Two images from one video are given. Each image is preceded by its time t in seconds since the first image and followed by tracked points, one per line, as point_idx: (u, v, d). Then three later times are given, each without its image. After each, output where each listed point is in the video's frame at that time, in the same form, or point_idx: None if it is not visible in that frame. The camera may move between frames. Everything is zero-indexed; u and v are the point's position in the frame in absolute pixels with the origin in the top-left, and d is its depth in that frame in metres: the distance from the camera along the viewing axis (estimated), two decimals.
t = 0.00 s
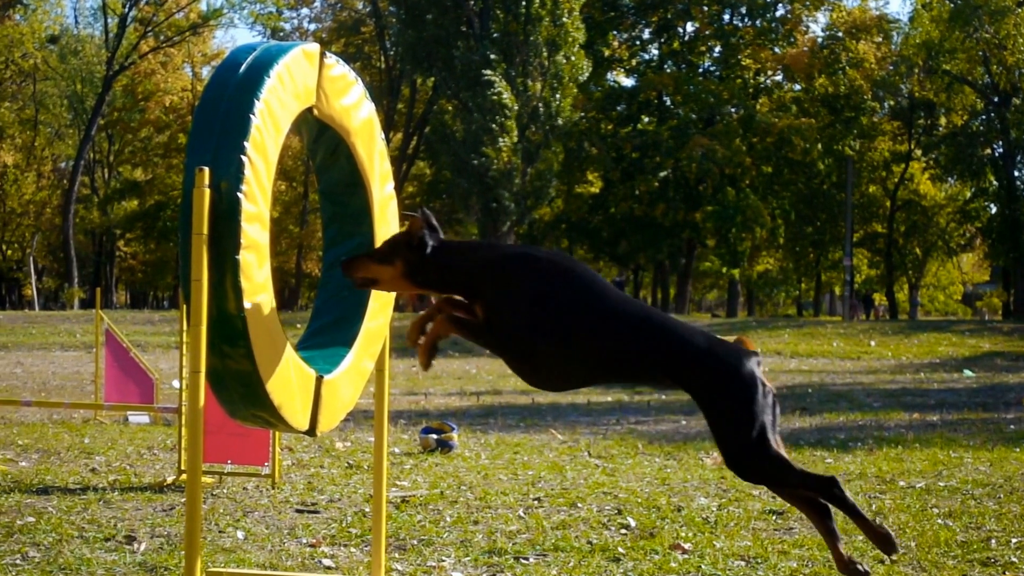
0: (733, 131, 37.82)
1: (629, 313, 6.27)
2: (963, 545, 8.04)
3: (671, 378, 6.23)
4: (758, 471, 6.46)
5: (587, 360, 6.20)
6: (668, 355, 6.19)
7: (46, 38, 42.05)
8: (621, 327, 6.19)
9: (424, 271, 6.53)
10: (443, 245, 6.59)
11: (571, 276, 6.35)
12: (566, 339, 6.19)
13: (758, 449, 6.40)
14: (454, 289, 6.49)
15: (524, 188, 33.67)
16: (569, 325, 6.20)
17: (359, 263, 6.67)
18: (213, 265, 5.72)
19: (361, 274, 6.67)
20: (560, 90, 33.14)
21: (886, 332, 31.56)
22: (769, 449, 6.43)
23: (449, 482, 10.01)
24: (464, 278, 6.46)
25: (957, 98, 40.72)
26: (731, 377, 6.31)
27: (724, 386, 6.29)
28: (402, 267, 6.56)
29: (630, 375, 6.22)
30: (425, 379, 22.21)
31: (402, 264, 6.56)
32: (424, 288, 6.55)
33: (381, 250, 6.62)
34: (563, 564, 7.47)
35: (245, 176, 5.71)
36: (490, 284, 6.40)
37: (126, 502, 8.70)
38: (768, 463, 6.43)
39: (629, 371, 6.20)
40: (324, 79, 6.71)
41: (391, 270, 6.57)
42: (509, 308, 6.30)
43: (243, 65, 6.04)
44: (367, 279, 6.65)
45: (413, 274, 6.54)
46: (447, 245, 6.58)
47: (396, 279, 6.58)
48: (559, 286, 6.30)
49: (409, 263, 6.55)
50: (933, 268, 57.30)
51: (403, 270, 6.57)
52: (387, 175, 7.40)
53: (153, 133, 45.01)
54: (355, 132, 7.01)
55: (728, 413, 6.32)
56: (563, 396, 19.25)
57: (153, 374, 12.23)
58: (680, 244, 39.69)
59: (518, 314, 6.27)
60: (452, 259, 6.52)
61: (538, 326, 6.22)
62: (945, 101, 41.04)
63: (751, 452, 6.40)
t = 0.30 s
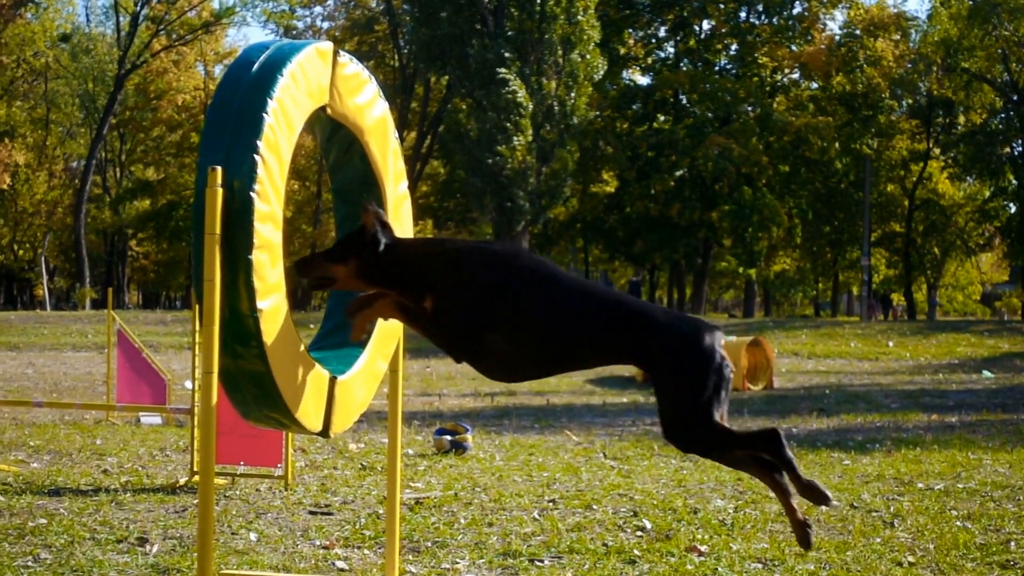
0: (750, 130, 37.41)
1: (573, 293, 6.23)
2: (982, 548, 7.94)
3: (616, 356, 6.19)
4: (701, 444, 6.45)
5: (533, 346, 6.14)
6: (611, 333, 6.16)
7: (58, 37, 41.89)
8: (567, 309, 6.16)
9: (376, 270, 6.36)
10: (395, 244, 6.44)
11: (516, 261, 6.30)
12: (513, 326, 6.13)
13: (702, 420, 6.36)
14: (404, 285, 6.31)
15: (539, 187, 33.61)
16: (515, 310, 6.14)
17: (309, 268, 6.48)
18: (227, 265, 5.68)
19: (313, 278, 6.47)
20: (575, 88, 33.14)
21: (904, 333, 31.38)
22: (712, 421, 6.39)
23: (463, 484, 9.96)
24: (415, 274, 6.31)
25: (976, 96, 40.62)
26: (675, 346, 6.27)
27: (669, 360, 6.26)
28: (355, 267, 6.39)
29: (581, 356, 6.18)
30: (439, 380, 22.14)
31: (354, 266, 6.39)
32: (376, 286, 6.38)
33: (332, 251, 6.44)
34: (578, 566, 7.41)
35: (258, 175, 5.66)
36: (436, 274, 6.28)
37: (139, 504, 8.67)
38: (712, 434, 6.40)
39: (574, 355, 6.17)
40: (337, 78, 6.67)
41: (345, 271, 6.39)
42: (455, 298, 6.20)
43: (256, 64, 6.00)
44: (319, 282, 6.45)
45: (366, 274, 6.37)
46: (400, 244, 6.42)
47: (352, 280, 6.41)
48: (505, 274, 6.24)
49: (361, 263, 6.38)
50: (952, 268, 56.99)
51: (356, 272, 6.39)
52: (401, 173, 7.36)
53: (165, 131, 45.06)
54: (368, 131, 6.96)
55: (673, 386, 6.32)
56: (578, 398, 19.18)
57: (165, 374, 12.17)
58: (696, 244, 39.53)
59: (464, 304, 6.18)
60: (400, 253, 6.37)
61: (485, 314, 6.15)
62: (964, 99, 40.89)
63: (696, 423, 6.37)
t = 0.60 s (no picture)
0: (768, 129, 37.57)
1: (506, 273, 5.94)
2: (1005, 550, 7.84)
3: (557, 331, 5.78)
4: (646, 416, 5.80)
5: (468, 325, 5.82)
6: (545, 306, 5.80)
7: (73, 35, 42.45)
8: (498, 287, 5.88)
9: (326, 269, 6.24)
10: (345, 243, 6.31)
11: (453, 249, 6.08)
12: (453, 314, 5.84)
13: (641, 379, 5.72)
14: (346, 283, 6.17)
15: (556, 186, 33.51)
16: (450, 296, 5.89)
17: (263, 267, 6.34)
18: (242, 265, 5.63)
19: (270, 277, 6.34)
20: (592, 86, 33.04)
21: (926, 333, 31.22)
22: (655, 387, 5.74)
23: (480, 485, 9.91)
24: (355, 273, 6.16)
25: (997, 94, 40.98)
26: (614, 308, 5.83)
27: (604, 321, 5.80)
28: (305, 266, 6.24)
29: (520, 339, 5.82)
30: (456, 380, 22.10)
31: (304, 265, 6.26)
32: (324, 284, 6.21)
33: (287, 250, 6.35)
34: (596, 568, 7.33)
35: (274, 175, 5.62)
36: (374, 270, 6.10)
37: (154, 505, 8.64)
38: (653, 398, 5.73)
39: (512, 331, 5.79)
40: (353, 76, 6.61)
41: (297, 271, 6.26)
42: (392, 291, 6.03)
43: (272, 62, 5.95)
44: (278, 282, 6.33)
45: (315, 273, 6.23)
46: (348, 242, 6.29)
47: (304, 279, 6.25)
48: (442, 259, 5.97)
49: (311, 262, 6.25)
50: (972, 268, 56.70)
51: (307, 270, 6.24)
52: (418, 173, 7.31)
53: (180, 131, 45.20)
54: (385, 130, 6.91)
55: (610, 344, 5.78)
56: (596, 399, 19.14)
57: (182, 376, 12.14)
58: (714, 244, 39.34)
59: (399, 293, 5.99)
60: (349, 251, 6.24)
61: (421, 302, 5.94)
62: (985, 98, 41.11)
63: (635, 386, 5.73)
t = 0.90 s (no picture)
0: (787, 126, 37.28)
1: (456, 268, 6.04)
2: None
3: (505, 321, 5.87)
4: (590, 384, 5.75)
5: (428, 318, 5.93)
6: (499, 299, 5.88)
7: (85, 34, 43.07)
8: (453, 282, 5.97)
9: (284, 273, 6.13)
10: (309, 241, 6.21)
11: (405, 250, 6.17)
12: (400, 314, 5.97)
13: (590, 350, 5.67)
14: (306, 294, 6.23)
15: (573, 186, 33.42)
16: (407, 293, 5.97)
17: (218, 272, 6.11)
18: (257, 266, 5.58)
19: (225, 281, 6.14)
20: (610, 85, 32.91)
21: (946, 334, 31.03)
22: (606, 355, 5.67)
23: (496, 488, 9.84)
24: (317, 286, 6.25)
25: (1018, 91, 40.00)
26: (555, 289, 5.88)
27: (554, 304, 5.83)
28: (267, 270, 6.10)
29: (482, 329, 5.91)
30: (472, 382, 22.02)
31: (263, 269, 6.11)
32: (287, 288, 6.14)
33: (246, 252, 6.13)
34: (613, 571, 7.26)
35: (289, 175, 5.57)
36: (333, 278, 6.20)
37: (168, 507, 8.61)
38: (600, 364, 5.66)
39: (463, 323, 5.90)
40: (368, 75, 6.56)
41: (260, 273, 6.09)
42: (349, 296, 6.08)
43: (287, 61, 5.90)
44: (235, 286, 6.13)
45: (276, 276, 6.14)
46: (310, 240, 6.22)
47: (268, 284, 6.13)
48: (386, 260, 6.08)
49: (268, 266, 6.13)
50: (992, 268, 56.36)
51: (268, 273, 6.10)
52: (434, 172, 7.26)
53: (195, 130, 45.31)
54: (400, 129, 6.86)
55: (562, 322, 5.78)
56: (615, 400, 19.09)
57: (196, 377, 12.14)
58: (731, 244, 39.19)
59: (358, 296, 6.07)
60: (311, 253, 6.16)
61: (380, 303, 6.02)
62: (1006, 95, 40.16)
63: (579, 359, 5.68)
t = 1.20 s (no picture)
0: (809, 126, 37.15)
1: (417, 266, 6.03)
2: None
3: (461, 310, 5.88)
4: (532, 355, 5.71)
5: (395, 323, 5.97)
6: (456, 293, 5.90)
7: (103, 33, 43.15)
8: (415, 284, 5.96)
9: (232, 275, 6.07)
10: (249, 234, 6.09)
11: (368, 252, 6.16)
12: (368, 319, 6.02)
13: (535, 329, 5.62)
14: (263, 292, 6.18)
15: (592, 185, 33.31)
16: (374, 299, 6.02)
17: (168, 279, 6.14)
18: (276, 266, 5.53)
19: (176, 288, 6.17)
20: (630, 83, 32.73)
21: (970, 334, 30.84)
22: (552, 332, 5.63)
23: (516, 489, 9.78)
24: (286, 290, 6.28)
25: None
26: (506, 276, 5.82)
27: (507, 291, 5.77)
28: (218, 272, 6.08)
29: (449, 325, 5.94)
30: (491, 382, 21.98)
31: (212, 273, 6.09)
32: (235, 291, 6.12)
33: (193, 256, 6.13)
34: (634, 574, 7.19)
35: (308, 175, 5.51)
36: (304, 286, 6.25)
37: (186, 508, 8.59)
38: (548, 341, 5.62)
39: (434, 321, 5.93)
40: (387, 74, 6.51)
41: (206, 278, 6.09)
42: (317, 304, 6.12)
43: (305, 61, 5.84)
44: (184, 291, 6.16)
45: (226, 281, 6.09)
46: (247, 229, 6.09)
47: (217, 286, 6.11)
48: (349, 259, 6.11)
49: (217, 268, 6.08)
50: (1015, 268, 55.99)
51: (216, 278, 6.10)
52: (453, 172, 7.21)
53: (212, 130, 45.38)
54: (419, 128, 6.81)
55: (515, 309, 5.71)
56: (635, 401, 19.02)
57: (214, 378, 12.14)
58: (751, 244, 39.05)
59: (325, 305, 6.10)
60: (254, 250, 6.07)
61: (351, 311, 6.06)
62: None
63: (525, 333, 5.63)
